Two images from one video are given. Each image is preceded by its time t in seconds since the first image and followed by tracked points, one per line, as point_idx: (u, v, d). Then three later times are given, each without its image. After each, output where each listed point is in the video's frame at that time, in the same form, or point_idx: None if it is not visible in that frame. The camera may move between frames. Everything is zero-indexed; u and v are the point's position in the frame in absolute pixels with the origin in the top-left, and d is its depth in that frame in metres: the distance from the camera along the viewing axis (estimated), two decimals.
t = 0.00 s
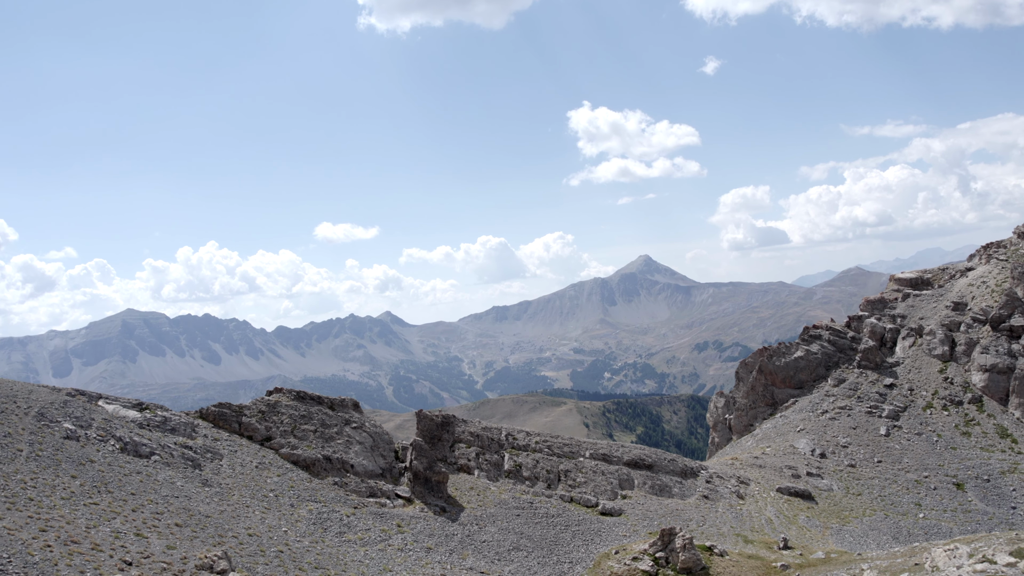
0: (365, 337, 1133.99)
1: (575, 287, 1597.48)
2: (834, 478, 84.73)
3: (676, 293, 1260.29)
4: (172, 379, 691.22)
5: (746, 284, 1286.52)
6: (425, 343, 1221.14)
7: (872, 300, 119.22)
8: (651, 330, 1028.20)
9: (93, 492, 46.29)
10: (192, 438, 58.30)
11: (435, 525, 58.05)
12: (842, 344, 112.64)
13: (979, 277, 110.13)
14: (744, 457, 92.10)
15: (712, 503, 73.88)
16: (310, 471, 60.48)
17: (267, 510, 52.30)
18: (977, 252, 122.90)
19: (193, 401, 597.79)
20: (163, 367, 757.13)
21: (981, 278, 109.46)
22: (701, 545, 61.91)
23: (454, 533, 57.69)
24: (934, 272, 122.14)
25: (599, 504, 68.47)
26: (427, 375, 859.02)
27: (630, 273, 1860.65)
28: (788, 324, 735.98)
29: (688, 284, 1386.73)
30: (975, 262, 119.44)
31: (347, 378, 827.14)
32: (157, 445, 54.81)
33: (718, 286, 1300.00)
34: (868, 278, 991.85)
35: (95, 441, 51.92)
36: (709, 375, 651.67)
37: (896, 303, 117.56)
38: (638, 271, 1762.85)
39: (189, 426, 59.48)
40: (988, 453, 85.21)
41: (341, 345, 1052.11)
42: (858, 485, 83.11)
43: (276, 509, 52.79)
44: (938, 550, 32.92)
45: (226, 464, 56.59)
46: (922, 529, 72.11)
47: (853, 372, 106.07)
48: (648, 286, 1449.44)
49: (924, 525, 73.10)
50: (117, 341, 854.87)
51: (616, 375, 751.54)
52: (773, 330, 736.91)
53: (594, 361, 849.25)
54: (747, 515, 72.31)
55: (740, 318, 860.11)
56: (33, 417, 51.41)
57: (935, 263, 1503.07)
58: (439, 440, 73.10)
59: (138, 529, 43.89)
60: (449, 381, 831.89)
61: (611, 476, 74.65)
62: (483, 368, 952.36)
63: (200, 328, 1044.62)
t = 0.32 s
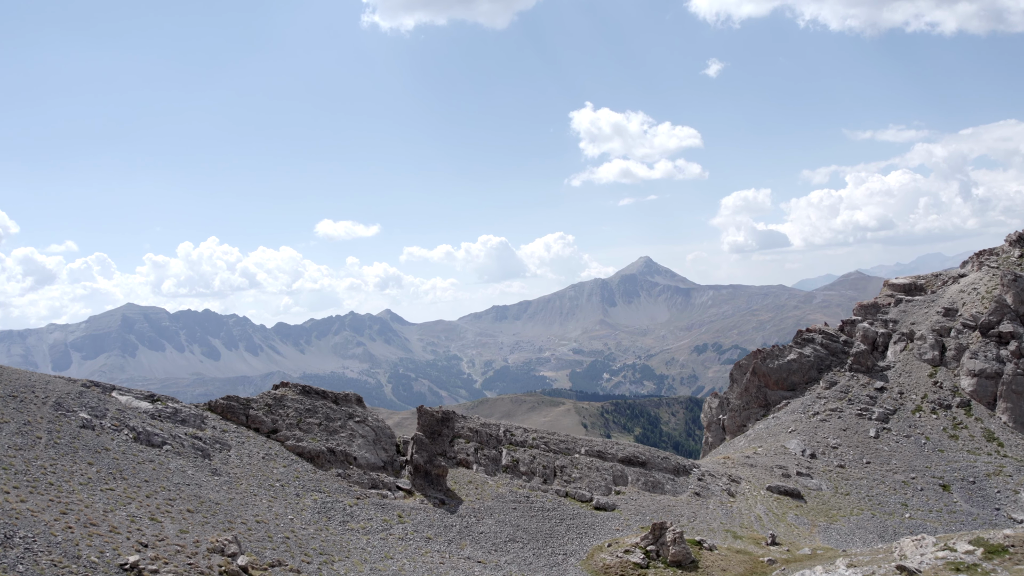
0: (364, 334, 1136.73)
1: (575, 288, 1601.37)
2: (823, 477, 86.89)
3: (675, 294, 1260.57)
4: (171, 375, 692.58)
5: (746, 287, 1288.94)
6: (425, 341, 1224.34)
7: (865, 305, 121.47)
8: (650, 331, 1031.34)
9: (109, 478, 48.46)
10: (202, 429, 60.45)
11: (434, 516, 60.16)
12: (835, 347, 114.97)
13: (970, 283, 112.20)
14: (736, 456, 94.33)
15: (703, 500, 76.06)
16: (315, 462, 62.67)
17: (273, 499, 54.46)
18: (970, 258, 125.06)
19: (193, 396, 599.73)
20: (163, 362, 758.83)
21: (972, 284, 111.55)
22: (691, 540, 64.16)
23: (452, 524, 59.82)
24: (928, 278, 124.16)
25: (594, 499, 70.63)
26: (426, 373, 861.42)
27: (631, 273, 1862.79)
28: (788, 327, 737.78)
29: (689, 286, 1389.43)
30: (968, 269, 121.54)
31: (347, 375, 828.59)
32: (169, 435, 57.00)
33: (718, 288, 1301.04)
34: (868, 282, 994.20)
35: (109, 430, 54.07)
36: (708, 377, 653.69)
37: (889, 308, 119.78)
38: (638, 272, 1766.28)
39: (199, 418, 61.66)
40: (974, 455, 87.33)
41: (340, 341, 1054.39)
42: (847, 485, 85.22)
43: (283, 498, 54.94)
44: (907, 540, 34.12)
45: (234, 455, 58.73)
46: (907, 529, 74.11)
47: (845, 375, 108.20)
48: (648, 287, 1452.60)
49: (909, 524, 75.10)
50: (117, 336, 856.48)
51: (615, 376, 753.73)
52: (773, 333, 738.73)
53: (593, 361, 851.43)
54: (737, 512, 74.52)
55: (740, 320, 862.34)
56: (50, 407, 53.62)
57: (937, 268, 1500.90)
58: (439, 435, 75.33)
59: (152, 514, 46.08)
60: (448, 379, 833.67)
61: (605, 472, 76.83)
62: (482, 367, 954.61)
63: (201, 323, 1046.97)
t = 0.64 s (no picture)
0: (364, 331, 1139.09)
1: (575, 288, 1603.78)
2: (812, 476, 89.13)
3: (675, 296, 1262.25)
4: (170, 369, 692.73)
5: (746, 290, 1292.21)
6: (425, 339, 1226.77)
7: (859, 309, 123.91)
8: (649, 333, 1032.71)
9: (126, 464, 50.87)
10: (212, 419, 62.88)
11: (434, 507, 62.58)
12: (827, 350, 117.51)
13: (961, 289, 114.52)
14: (729, 454, 96.72)
15: (695, 496, 78.35)
16: (320, 453, 65.00)
17: (281, 486, 56.87)
18: (962, 266, 127.53)
19: (192, 390, 600.78)
20: (162, 356, 759.59)
21: (963, 290, 113.83)
22: (682, 533, 66.42)
23: (452, 514, 62.17)
24: (921, 283, 126.47)
25: (589, 493, 73.01)
26: (425, 371, 863.13)
27: (631, 274, 1865.06)
28: (787, 331, 740.17)
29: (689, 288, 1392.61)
30: (960, 275, 123.92)
31: (346, 372, 830.14)
32: (181, 424, 59.40)
33: (718, 290, 1302.47)
34: (868, 287, 997.27)
35: (124, 419, 56.45)
36: (707, 379, 656.22)
37: (882, 312, 122.21)
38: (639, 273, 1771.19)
39: (209, 409, 64.07)
40: (960, 457, 89.58)
41: (340, 338, 1055.98)
42: (835, 484, 87.42)
43: (290, 486, 57.33)
44: (877, 530, 36.23)
45: (243, 444, 61.12)
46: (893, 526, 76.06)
47: (837, 377, 110.63)
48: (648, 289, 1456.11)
49: (895, 522, 77.13)
50: (116, 329, 856.83)
51: (614, 377, 756.23)
52: (772, 336, 741.11)
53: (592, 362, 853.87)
54: (727, 508, 76.85)
55: (740, 323, 865.15)
56: (69, 395, 56.09)
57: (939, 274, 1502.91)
58: (440, 430, 77.72)
59: (167, 498, 48.51)
60: (447, 377, 835.72)
61: (600, 467, 79.23)
62: (482, 366, 956.97)
63: (201, 318, 1048.34)
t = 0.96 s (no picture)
0: (364, 329, 1142.18)
1: (575, 289, 1608.34)
2: (801, 475, 91.47)
3: (675, 298, 1262.21)
4: (170, 364, 694.33)
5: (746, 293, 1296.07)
6: (424, 338, 1229.83)
7: (851, 314, 126.62)
8: (649, 335, 1035.65)
9: (142, 451, 53.40)
10: (222, 411, 65.44)
11: (434, 497, 65.17)
12: (819, 353, 120.23)
13: (951, 295, 117.06)
14: (721, 453, 99.23)
15: (686, 492, 80.91)
16: (325, 445, 67.58)
17: (288, 476, 59.41)
18: (954, 272, 130.09)
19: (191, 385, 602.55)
20: (161, 351, 760.45)
21: (953, 296, 116.38)
22: (672, 527, 68.87)
23: (451, 505, 64.74)
24: (914, 289, 128.83)
25: (583, 488, 75.53)
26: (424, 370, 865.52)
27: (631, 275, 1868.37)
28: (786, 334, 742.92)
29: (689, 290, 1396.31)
30: (951, 281, 126.47)
31: (345, 369, 831.94)
32: (193, 415, 61.94)
33: (718, 292, 1303.62)
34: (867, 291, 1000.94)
35: (139, 409, 59.06)
36: (705, 381, 658.95)
37: (873, 317, 124.73)
38: (639, 275, 1777.01)
39: (219, 401, 66.60)
40: (946, 459, 91.94)
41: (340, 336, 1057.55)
42: (824, 483, 89.72)
43: (296, 475, 59.86)
44: (849, 519, 38.70)
45: (251, 436, 63.63)
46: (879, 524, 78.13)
47: (828, 380, 113.14)
48: (648, 290, 1460.01)
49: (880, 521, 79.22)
50: (116, 323, 858.13)
51: (613, 378, 758.79)
52: (771, 339, 743.90)
53: (591, 363, 856.52)
54: (717, 504, 79.45)
55: (739, 325, 868.15)
56: (86, 386, 58.75)
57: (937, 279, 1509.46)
58: (440, 424, 80.40)
59: (182, 484, 51.15)
60: (446, 376, 837.76)
61: (595, 463, 81.85)
62: (481, 365, 959.33)
63: (201, 314, 1050.63)
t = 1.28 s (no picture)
0: (364, 327, 1144.68)
1: (575, 290, 1611.73)
2: (791, 474, 93.75)
3: (675, 300, 1263.38)
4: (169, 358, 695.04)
5: (746, 296, 1298.65)
6: (424, 336, 1232.81)
7: (845, 318, 129.15)
8: (649, 337, 1038.13)
9: (156, 440, 55.88)
10: (230, 403, 67.93)
11: (434, 489, 67.64)
12: (811, 356, 122.97)
13: (942, 301, 119.48)
14: (713, 452, 101.74)
15: (678, 488, 83.42)
16: (330, 437, 70.01)
17: (295, 465, 61.90)
18: (947, 278, 132.60)
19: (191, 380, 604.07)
20: (161, 346, 760.69)
21: (944, 302, 118.78)
22: (663, 521, 71.29)
23: (450, 497, 67.22)
24: (906, 294, 131.27)
25: (578, 483, 78.02)
26: (424, 368, 867.59)
27: (631, 277, 1872.65)
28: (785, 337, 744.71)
29: (689, 292, 1399.17)
30: (943, 287, 128.96)
31: (345, 367, 833.37)
32: (203, 406, 64.47)
33: (718, 294, 1304.69)
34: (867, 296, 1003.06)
35: (153, 400, 61.59)
36: (704, 383, 661.35)
37: (866, 321, 127.29)
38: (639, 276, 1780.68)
39: (228, 394, 69.21)
40: (932, 460, 94.22)
41: (340, 334, 1058.97)
42: (813, 482, 91.92)
43: (302, 465, 62.36)
44: (826, 510, 41.11)
45: (259, 427, 66.20)
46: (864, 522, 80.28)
47: (820, 382, 115.65)
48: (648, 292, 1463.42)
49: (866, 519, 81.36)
50: (116, 318, 858.56)
51: (612, 378, 760.91)
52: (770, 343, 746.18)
53: (590, 363, 859.03)
54: (707, 500, 81.83)
55: (738, 328, 870.20)
56: (102, 376, 61.36)
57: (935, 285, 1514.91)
58: (441, 420, 83.04)
59: (194, 471, 53.67)
60: (445, 375, 839.41)
61: (590, 459, 84.44)
62: (480, 364, 961.60)
63: (201, 309, 1052.17)
